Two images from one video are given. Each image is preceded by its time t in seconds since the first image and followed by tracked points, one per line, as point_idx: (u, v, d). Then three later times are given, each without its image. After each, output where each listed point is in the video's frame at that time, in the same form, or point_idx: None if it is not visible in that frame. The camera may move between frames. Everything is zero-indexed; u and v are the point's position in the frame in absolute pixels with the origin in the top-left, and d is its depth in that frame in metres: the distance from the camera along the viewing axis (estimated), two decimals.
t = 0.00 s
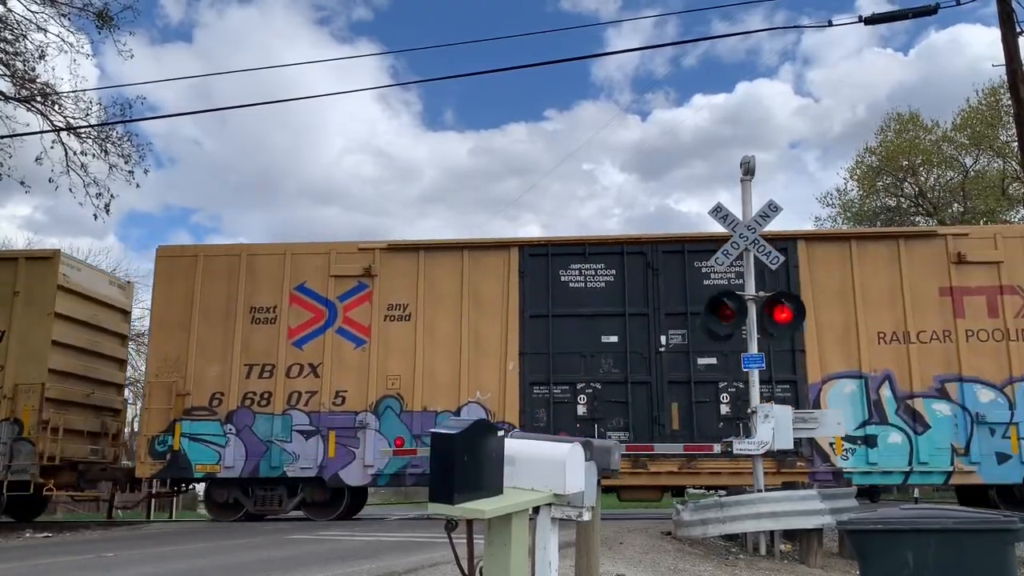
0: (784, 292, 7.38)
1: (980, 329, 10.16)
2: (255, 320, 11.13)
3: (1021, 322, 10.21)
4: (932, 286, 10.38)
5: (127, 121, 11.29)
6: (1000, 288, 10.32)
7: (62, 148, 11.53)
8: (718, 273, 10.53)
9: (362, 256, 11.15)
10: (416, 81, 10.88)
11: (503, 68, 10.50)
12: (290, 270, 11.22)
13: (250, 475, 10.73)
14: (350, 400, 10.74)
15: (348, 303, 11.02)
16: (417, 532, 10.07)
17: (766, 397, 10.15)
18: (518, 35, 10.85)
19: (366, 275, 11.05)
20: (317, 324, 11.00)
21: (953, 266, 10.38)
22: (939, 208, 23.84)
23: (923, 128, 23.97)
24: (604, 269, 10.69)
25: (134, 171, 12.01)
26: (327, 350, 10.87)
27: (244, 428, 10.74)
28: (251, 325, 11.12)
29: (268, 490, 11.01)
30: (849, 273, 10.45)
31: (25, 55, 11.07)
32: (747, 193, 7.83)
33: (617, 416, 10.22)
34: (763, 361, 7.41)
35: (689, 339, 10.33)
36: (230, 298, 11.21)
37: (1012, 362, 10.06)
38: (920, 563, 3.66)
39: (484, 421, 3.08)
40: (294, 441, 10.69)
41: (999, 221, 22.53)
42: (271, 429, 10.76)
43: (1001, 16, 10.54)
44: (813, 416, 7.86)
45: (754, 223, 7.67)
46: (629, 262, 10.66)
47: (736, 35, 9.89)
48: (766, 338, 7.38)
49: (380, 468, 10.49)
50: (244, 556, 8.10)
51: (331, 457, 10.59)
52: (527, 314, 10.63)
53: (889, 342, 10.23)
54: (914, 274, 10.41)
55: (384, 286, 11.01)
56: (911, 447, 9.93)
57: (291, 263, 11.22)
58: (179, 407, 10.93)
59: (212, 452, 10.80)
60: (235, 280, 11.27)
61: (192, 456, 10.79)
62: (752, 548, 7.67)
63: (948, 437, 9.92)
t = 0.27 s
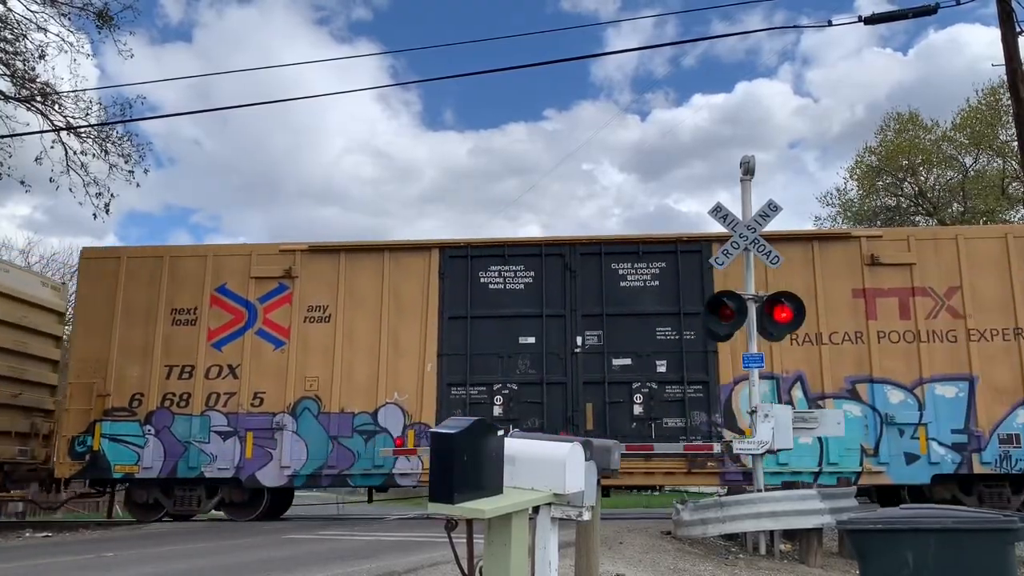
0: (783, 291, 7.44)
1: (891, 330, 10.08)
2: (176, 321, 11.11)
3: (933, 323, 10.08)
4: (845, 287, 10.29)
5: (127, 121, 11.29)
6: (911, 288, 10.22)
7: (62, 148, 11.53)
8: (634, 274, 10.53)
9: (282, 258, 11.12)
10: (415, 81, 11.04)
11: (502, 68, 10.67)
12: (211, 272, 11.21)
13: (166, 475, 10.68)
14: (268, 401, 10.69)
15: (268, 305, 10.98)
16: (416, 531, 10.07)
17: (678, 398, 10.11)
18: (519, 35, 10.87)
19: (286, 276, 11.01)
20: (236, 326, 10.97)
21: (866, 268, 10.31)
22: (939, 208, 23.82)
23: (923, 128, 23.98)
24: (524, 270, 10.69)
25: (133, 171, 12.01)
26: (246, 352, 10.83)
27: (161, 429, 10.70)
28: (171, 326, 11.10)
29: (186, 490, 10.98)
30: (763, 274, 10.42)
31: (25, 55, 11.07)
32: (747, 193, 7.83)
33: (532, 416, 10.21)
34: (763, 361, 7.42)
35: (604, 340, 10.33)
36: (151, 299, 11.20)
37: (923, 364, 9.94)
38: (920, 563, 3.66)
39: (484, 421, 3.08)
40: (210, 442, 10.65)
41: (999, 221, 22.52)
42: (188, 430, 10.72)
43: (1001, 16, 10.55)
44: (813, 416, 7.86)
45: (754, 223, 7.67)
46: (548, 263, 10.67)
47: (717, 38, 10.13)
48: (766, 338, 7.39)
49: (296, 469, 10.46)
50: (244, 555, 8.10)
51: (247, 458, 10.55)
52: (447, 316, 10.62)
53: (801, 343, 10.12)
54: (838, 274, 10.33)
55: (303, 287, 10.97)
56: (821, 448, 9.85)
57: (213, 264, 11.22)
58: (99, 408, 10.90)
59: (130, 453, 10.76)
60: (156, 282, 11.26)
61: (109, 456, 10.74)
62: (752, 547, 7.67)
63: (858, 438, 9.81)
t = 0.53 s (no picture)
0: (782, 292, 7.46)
1: (805, 331, 10.07)
2: (98, 323, 11.10)
3: (845, 324, 10.07)
4: (760, 288, 10.30)
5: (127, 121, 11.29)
6: (825, 289, 10.23)
7: (62, 148, 11.52)
8: (552, 276, 10.57)
9: (204, 260, 11.14)
10: (415, 81, 10.91)
11: (502, 68, 10.52)
12: (134, 273, 11.21)
13: (88, 476, 10.65)
14: (188, 403, 10.66)
15: (189, 306, 10.97)
16: (417, 531, 10.07)
17: (593, 398, 10.13)
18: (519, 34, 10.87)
19: (207, 278, 11.01)
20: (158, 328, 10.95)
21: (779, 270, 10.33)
22: (939, 208, 23.81)
23: (923, 128, 23.98)
24: (445, 272, 10.69)
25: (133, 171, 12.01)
26: (167, 353, 10.81)
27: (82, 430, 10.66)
28: (94, 328, 11.10)
29: (110, 491, 10.95)
30: (677, 275, 10.44)
31: (25, 55, 11.07)
32: (747, 193, 7.83)
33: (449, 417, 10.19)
34: (763, 361, 7.42)
35: (522, 341, 10.35)
36: (74, 301, 11.20)
37: (833, 365, 9.93)
38: (920, 563, 3.66)
39: (485, 421, 3.08)
40: (130, 443, 10.60)
41: (999, 221, 22.53)
42: (108, 432, 10.67)
43: (1001, 16, 10.55)
44: (813, 416, 7.86)
45: (754, 223, 7.67)
46: (468, 265, 10.69)
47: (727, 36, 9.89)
48: (766, 338, 7.39)
49: (215, 470, 10.41)
50: (244, 555, 8.11)
51: (167, 459, 10.50)
52: (366, 317, 10.62)
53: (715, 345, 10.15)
54: (760, 276, 10.38)
55: (224, 289, 10.97)
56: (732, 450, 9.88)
57: (134, 267, 11.21)
58: (21, 410, 10.89)
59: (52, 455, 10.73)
60: (81, 283, 11.26)
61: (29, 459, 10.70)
62: (752, 547, 7.67)
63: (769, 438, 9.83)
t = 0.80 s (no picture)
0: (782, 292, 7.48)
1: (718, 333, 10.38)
2: (21, 325, 11.33)
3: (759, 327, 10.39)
4: (676, 289, 10.61)
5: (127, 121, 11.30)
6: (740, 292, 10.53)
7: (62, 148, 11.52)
8: (472, 278, 10.80)
9: (128, 263, 11.36)
10: (415, 81, 11.18)
11: (502, 68, 10.72)
12: (58, 276, 11.42)
13: (7, 477, 10.86)
14: (108, 404, 10.88)
15: (111, 308, 11.19)
16: (417, 531, 10.07)
17: (508, 400, 10.35)
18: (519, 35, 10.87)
19: (130, 280, 11.23)
20: (80, 330, 11.18)
21: (696, 271, 10.62)
22: (939, 208, 23.82)
23: (923, 128, 23.99)
24: (365, 274, 10.92)
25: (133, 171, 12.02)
26: (88, 355, 11.04)
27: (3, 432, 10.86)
28: (17, 330, 11.32)
29: (31, 492, 11.14)
30: (593, 275, 10.71)
31: (25, 55, 11.08)
32: (747, 193, 7.83)
33: (366, 419, 10.43)
34: (763, 361, 7.42)
35: (440, 343, 10.58)
36: None
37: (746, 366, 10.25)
38: (920, 563, 3.66)
39: (485, 421, 3.08)
40: (50, 444, 10.82)
41: (999, 222, 22.54)
42: (29, 433, 10.88)
43: (1001, 16, 10.55)
44: (813, 416, 7.86)
45: (754, 223, 7.67)
46: (389, 268, 10.92)
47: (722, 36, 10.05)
48: (766, 338, 7.39)
49: (133, 471, 10.64)
50: (244, 555, 8.11)
51: (85, 460, 10.71)
52: (285, 319, 10.85)
53: (630, 346, 10.45)
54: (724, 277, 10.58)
55: (146, 291, 11.19)
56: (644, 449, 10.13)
57: (62, 268, 11.43)
58: None
59: None
60: (5, 285, 11.46)
61: None
62: (753, 548, 7.67)
63: (682, 437, 10.15)
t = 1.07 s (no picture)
0: (783, 292, 7.46)
1: (633, 334, 10.42)
2: None
3: (673, 328, 10.41)
4: (593, 291, 10.61)
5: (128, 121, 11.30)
6: (655, 293, 10.54)
7: (62, 148, 11.52)
8: (392, 279, 10.80)
9: (51, 263, 11.40)
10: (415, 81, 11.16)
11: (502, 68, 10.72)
12: None
13: None
14: (29, 405, 10.92)
15: (34, 310, 11.24)
16: (417, 531, 10.08)
17: (427, 401, 10.38)
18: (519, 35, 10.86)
19: (53, 282, 11.26)
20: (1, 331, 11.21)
21: (612, 273, 10.61)
22: (939, 208, 23.82)
23: (923, 128, 23.98)
24: (286, 276, 10.94)
25: (133, 171, 12.01)
26: (9, 356, 11.08)
27: None
28: None
29: None
30: (511, 276, 10.71)
31: (25, 55, 11.07)
32: (747, 193, 7.83)
33: (284, 421, 10.48)
34: (763, 361, 7.42)
35: (359, 344, 10.61)
36: None
37: (660, 366, 10.29)
38: (920, 563, 3.66)
39: (485, 421, 3.08)
40: None
41: (999, 222, 22.55)
42: None
43: (1001, 16, 10.55)
44: (813, 416, 7.86)
45: (754, 223, 7.67)
46: (309, 270, 10.94)
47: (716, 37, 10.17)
48: (766, 338, 7.39)
49: (53, 471, 10.63)
50: (244, 555, 8.11)
51: (7, 461, 10.71)
52: (205, 321, 10.89)
53: (547, 347, 10.47)
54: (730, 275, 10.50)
55: (69, 292, 11.24)
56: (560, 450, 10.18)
57: None
58: None
59: None
60: None
61: None
62: (753, 548, 7.67)
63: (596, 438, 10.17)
